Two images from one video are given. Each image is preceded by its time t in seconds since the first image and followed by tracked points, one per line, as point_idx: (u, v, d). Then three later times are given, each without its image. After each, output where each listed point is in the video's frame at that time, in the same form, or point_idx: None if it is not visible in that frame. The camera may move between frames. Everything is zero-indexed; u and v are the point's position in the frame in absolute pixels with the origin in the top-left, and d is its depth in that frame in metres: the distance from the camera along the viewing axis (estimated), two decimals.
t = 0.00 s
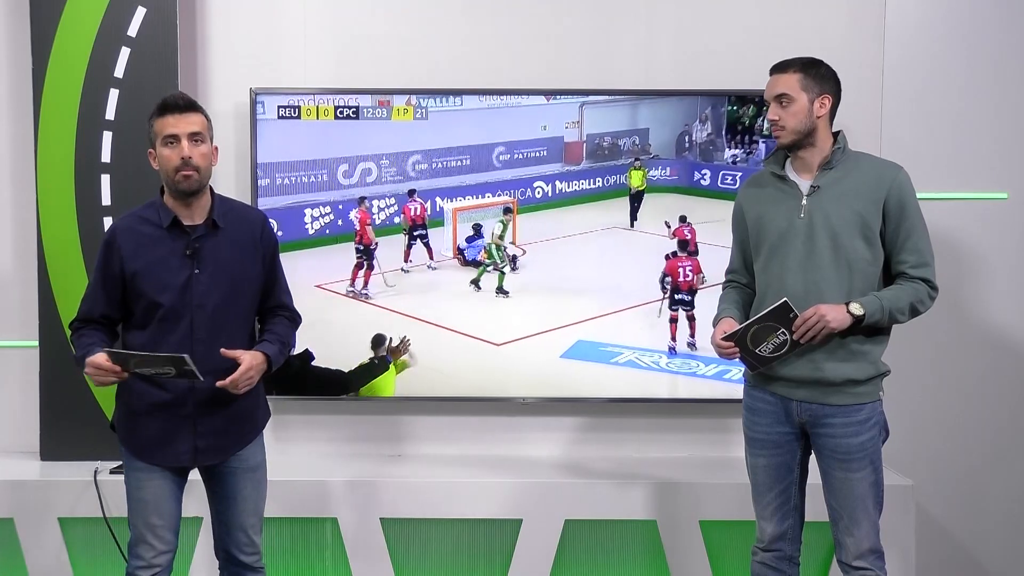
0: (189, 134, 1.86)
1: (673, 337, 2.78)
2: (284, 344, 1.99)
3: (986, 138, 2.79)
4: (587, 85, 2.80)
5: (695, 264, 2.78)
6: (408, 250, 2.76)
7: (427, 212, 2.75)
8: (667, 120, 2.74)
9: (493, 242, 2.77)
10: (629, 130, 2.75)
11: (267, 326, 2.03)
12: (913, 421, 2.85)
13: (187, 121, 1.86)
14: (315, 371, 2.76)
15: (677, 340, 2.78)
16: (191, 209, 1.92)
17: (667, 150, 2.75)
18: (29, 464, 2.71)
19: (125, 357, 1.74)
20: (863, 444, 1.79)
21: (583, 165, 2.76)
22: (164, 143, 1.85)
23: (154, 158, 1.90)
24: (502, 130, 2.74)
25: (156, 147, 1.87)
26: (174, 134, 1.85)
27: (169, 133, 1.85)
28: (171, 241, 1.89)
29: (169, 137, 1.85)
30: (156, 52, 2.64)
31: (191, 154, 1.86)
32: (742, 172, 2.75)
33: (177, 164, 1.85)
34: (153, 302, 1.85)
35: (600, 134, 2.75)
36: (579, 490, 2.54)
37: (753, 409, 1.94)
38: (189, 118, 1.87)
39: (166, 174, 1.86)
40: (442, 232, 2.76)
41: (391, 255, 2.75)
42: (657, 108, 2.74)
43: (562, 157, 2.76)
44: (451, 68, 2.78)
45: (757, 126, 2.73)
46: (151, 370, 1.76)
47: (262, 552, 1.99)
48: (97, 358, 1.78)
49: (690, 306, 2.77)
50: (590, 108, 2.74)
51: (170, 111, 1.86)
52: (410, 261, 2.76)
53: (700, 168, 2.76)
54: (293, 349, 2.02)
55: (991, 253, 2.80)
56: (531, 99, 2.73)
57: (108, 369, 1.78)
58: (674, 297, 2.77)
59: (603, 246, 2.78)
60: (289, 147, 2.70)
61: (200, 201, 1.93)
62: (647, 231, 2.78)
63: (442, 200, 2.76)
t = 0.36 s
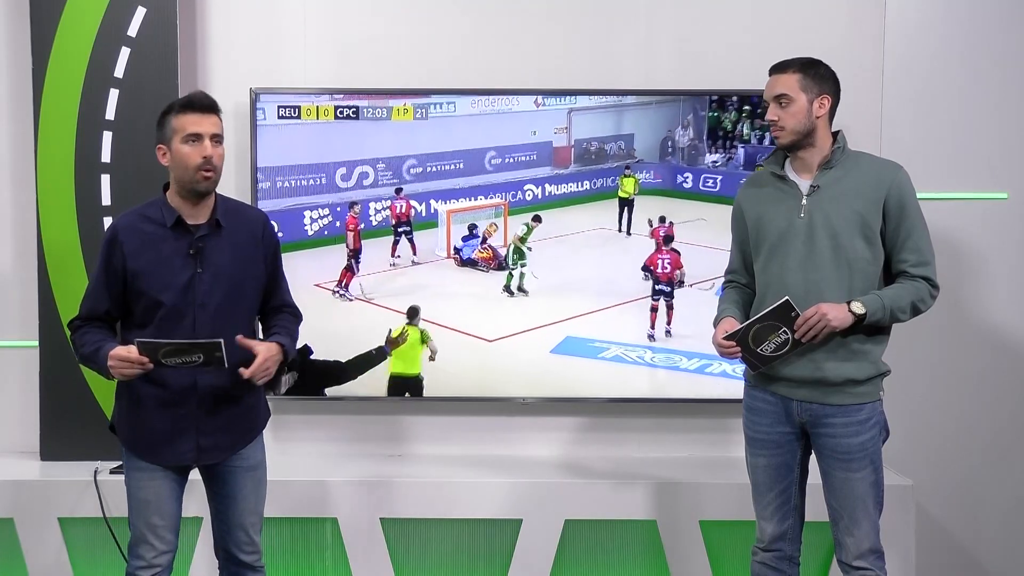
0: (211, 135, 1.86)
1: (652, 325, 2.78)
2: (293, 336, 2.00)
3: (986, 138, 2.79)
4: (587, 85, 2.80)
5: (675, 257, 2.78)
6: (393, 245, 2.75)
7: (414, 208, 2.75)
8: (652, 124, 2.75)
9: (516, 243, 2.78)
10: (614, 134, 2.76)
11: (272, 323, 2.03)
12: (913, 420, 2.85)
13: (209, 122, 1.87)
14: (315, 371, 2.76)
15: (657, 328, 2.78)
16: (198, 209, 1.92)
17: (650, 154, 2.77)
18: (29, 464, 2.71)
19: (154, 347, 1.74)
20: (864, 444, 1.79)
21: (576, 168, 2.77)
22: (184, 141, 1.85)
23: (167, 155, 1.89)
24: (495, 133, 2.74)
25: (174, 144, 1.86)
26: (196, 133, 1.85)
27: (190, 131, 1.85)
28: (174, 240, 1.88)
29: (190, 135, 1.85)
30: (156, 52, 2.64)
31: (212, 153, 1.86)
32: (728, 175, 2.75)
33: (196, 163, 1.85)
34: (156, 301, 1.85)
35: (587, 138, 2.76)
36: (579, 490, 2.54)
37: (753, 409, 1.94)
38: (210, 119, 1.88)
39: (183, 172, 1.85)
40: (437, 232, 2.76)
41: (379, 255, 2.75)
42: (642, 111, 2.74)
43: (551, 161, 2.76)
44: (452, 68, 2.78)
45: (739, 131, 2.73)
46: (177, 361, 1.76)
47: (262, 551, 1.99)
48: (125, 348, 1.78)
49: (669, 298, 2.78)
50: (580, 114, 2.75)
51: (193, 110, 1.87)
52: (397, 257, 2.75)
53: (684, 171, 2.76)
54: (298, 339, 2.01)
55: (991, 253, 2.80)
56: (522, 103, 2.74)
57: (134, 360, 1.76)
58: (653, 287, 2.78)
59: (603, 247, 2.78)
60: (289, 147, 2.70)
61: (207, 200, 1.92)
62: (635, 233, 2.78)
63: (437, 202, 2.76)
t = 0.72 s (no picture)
0: (232, 135, 1.87)
1: (631, 313, 2.78)
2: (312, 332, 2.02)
3: (986, 138, 2.79)
4: (587, 85, 2.80)
5: (664, 251, 2.78)
6: (388, 241, 2.75)
7: (400, 210, 2.75)
8: (631, 130, 2.75)
9: (536, 247, 2.78)
10: (596, 140, 2.76)
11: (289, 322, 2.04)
12: (913, 420, 2.85)
13: (231, 122, 1.87)
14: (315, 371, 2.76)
15: (638, 317, 2.78)
16: (218, 207, 1.93)
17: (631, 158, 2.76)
18: (29, 464, 2.71)
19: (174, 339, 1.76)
20: (864, 444, 1.79)
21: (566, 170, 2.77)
22: (205, 141, 1.85)
23: (189, 154, 1.89)
24: (484, 137, 2.75)
25: (195, 143, 1.86)
26: (217, 133, 1.85)
27: (213, 131, 1.85)
28: (196, 236, 1.89)
29: (211, 135, 1.85)
30: (155, 52, 2.64)
31: (232, 153, 1.86)
32: (704, 180, 2.76)
33: (218, 162, 1.85)
34: (173, 296, 1.85)
35: (569, 143, 2.76)
36: (578, 490, 2.54)
37: (753, 409, 1.94)
38: (231, 119, 1.88)
39: (204, 170, 1.86)
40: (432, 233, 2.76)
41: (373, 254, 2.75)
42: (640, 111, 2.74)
43: (536, 166, 2.77)
44: (452, 68, 2.78)
45: (713, 137, 2.74)
46: (195, 355, 1.78)
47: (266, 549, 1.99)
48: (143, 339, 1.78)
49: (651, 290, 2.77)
50: (563, 120, 2.75)
51: (215, 110, 1.87)
52: (387, 253, 2.75)
53: (662, 175, 2.76)
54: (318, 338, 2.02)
55: (991, 253, 2.80)
56: (507, 110, 2.74)
57: (153, 352, 1.77)
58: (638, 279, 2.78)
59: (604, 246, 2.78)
60: (289, 147, 2.70)
61: (227, 199, 1.93)
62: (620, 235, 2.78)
63: (426, 205, 2.75)
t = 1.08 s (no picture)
0: (223, 129, 1.86)
1: (635, 300, 2.78)
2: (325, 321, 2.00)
3: (986, 137, 2.79)
4: (587, 85, 2.80)
5: (663, 245, 2.77)
6: (386, 239, 2.74)
7: (398, 210, 2.75)
8: (612, 135, 2.75)
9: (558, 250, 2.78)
10: (578, 144, 2.76)
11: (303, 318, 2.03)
12: (913, 420, 2.85)
13: (221, 117, 1.87)
14: (315, 371, 2.76)
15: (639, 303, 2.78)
16: (224, 205, 1.92)
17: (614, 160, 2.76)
18: (30, 464, 2.71)
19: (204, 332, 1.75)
20: (863, 444, 1.79)
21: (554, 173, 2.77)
22: (198, 138, 1.86)
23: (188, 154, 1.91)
24: (471, 142, 2.75)
25: (191, 142, 1.88)
26: (208, 129, 1.86)
27: (204, 128, 1.86)
28: (203, 236, 1.89)
29: (203, 132, 1.86)
30: (155, 52, 2.64)
31: (225, 148, 1.86)
32: (683, 184, 2.76)
33: (211, 158, 1.85)
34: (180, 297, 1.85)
35: (554, 147, 2.76)
36: (578, 491, 2.54)
37: (753, 409, 1.94)
38: (222, 114, 1.88)
39: (201, 168, 1.87)
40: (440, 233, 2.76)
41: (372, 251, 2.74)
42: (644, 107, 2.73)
43: (521, 169, 2.76)
44: (452, 68, 2.78)
45: (689, 142, 2.74)
46: (221, 350, 1.79)
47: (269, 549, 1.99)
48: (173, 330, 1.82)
49: (650, 283, 2.78)
50: (548, 126, 2.74)
51: (205, 107, 1.87)
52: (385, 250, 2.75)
53: (642, 178, 2.77)
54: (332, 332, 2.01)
55: (992, 253, 2.80)
56: (494, 116, 2.74)
57: (182, 344, 1.76)
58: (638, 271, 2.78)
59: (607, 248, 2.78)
60: (290, 146, 2.70)
61: (230, 196, 1.92)
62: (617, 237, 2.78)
63: (417, 207, 2.75)
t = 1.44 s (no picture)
0: (231, 133, 1.87)
1: (635, 294, 2.78)
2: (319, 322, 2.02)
3: (986, 137, 2.79)
4: (587, 85, 2.80)
5: (664, 241, 2.78)
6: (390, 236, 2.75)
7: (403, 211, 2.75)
8: (594, 141, 2.75)
9: (583, 260, 2.78)
10: (561, 148, 2.76)
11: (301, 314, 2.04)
12: (914, 420, 2.85)
13: (230, 121, 1.88)
14: (315, 371, 2.76)
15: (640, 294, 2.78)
16: (217, 207, 1.92)
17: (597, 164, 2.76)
18: (30, 464, 2.71)
19: (183, 304, 1.74)
20: (863, 444, 1.79)
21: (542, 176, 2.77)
22: (205, 138, 1.85)
23: (187, 152, 1.89)
24: (459, 146, 2.75)
25: (195, 140, 1.86)
26: (216, 130, 1.86)
27: (212, 128, 1.86)
28: (192, 236, 1.89)
29: (210, 133, 1.86)
30: (155, 51, 2.64)
31: (231, 151, 1.87)
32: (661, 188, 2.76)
33: (216, 159, 1.85)
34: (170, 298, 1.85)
35: (538, 152, 2.77)
36: (578, 491, 2.54)
37: (753, 409, 1.94)
38: (230, 118, 1.88)
39: (202, 168, 1.86)
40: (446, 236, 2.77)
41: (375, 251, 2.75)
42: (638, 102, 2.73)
43: (507, 173, 2.77)
44: (452, 68, 2.78)
45: (666, 147, 2.75)
46: (204, 320, 1.77)
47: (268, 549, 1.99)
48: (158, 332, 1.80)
49: (653, 277, 2.78)
50: (533, 131, 2.75)
51: (214, 109, 1.88)
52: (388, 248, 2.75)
53: (622, 181, 2.77)
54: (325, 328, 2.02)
55: (992, 253, 2.80)
56: (480, 122, 2.74)
57: (164, 321, 1.75)
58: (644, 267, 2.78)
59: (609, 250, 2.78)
60: (291, 146, 2.70)
61: (223, 200, 1.93)
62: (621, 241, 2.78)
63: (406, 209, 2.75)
